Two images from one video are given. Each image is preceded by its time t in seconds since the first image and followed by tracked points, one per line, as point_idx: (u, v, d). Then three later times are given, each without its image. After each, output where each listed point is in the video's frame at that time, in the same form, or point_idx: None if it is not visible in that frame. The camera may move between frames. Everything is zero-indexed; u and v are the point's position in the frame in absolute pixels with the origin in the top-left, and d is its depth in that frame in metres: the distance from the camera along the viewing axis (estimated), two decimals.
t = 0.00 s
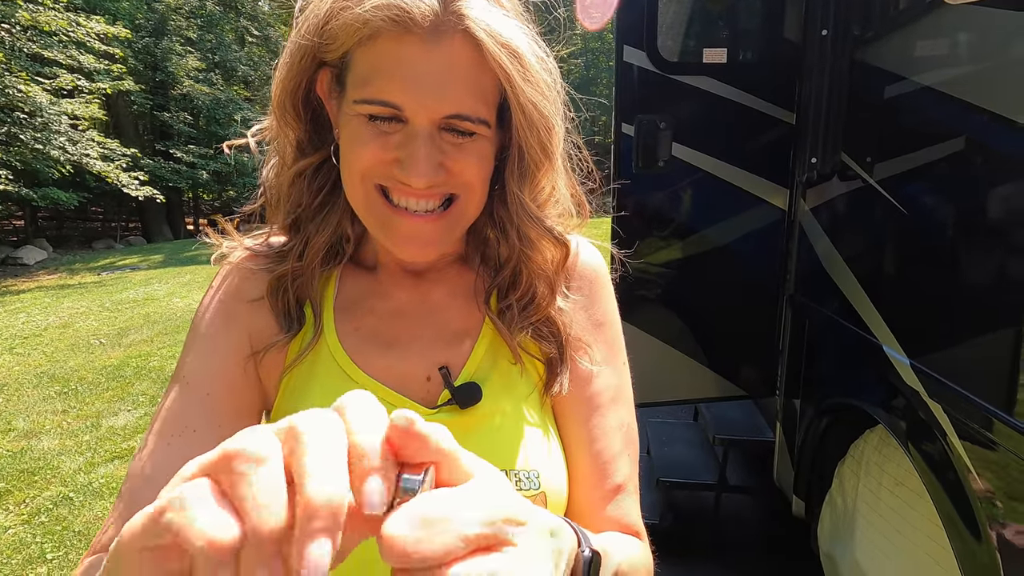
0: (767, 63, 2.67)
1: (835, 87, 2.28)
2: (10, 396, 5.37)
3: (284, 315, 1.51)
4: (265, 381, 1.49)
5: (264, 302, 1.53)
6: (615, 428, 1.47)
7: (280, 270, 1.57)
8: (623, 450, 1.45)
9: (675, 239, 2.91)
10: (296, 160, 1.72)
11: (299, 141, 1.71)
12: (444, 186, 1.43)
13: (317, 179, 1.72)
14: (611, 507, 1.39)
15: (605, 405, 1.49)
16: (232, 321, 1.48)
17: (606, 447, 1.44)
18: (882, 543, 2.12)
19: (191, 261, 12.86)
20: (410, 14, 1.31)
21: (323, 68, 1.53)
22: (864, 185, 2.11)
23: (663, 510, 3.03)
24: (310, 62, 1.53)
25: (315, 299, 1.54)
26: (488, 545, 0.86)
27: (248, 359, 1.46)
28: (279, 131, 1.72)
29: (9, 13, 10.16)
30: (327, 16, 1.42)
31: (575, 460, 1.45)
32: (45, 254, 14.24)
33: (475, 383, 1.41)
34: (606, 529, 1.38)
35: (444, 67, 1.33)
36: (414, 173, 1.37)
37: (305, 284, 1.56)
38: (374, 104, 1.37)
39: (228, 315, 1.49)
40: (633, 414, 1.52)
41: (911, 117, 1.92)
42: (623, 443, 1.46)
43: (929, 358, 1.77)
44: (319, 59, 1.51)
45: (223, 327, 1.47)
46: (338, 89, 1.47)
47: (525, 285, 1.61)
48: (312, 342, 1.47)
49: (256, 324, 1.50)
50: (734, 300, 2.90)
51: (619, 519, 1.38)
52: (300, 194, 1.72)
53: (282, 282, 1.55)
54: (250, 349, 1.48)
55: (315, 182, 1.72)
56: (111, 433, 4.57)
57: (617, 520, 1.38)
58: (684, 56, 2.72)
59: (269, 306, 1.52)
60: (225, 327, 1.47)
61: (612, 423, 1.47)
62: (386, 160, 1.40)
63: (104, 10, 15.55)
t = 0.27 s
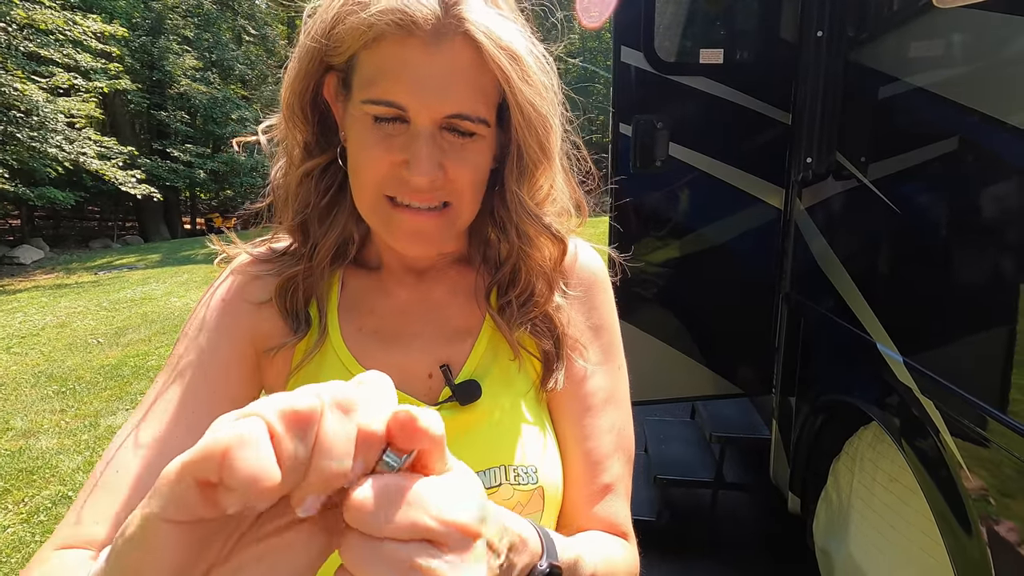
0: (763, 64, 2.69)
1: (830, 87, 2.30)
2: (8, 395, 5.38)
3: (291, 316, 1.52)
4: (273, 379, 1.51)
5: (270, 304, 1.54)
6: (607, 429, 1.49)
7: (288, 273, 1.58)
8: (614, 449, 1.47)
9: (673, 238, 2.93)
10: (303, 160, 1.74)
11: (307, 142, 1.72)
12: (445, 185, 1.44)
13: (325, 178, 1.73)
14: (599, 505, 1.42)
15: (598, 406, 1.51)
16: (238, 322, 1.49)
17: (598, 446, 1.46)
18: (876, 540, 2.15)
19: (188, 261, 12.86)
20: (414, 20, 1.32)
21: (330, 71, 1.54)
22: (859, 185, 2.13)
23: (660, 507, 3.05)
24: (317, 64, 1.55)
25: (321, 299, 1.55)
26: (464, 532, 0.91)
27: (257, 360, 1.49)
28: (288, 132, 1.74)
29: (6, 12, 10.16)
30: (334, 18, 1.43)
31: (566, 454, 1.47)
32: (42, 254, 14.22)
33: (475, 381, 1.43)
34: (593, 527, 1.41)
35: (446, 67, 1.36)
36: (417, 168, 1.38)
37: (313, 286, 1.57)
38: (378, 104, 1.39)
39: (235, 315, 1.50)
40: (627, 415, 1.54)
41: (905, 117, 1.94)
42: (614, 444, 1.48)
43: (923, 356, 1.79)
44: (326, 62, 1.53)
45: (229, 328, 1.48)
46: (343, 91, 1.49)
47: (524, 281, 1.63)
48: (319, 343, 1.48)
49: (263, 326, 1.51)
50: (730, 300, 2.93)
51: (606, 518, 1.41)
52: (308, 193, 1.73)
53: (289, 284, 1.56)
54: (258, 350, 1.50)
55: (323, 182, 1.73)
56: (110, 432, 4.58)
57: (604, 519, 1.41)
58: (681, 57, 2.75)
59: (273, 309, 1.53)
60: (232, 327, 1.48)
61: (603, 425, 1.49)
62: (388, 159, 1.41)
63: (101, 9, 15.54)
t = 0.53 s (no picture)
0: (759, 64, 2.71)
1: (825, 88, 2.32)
2: (5, 395, 5.38)
3: (286, 317, 1.50)
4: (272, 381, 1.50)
5: (267, 309, 1.52)
6: (601, 439, 1.47)
7: (281, 276, 1.56)
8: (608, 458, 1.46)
9: (670, 237, 2.95)
10: (297, 164, 1.76)
11: (303, 145, 1.75)
12: (437, 133, 1.41)
13: (316, 180, 1.74)
14: (591, 514, 1.40)
15: (593, 416, 1.48)
16: (235, 330, 1.48)
17: (591, 455, 1.44)
18: (871, 535, 2.17)
19: (186, 261, 12.85)
20: None
21: (323, 70, 1.63)
22: (853, 185, 2.15)
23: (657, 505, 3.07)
24: (315, 64, 1.62)
25: (318, 302, 1.54)
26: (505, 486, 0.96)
27: (255, 365, 1.47)
28: (288, 138, 1.77)
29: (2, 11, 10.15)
30: (317, 9, 1.53)
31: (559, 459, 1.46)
32: (38, 254, 14.20)
33: (473, 387, 1.42)
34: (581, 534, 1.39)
35: (425, 15, 1.41)
36: (406, 101, 1.37)
37: (310, 289, 1.56)
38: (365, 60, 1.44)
39: (231, 323, 1.48)
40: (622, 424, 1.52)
41: (899, 117, 1.95)
42: (607, 455, 1.46)
43: (917, 354, 1.81)
44: (318, 61, 1.61)
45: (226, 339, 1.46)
46: (336, 71, 1.54)
47: (519, 257, 1.67)
48: (318, 346, 1.47)
49: (260, 330, 1.49)
50: (726, 299, 2.94)
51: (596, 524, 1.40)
52: (298, 195, 1.74)
53: (283, 286, 1.54)
54: (256, 354, 1.48)
55: (313, 184, 1.74)
56: (107, 432, 4.58)
57: (594, 527, 1.39)
58: (677, 57, 2.76)
59: (270, 315, 1.51)
60: (229, 337, 1.46)
61: (597, 435, 1.47)
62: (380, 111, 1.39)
63: (98, 8, 15.52)
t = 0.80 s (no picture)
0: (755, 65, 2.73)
1: (820, 89, 2.35)
2: (3, 396, 5.38)
3: (285, 322, 1.52)
4: (272, 386, 1.50)
5: (265, 316, 1.53)
6: (600, 437, 1.49)
7: (276, 279, 1.58)
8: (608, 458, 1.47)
9: (667, 238, 2.97)
10: (288, 167, 1.76)
11: (292, 149, 1.75)
12: (425, 137, 1.42)
13: (309, 180, 1.74)
14: (593, 512, 1.41)
15: (592, 416, 1.50)
16: (233, 342, 1.48)
17: (591, 454, 1.46)
18: (863, 531, 2.18)
19: (184, 262, 12.85)
20: None
21: (312, 74, 1.61)
22: (847, 186, 2.17)
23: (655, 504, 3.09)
24: (306, 73, 1.62)
25: (315, 305, 1.55)
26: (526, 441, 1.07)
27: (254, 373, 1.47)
28: (276, 142, 1.78)
29: None
30: (307, 10, 1.52)
31: (559, 458, 1.48)
32: (36, 255, 14.19)
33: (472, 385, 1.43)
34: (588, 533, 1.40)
35: (410, 20, 1.42)
36: (394, 107, 1.38)
37: (308, 292, 1.58)
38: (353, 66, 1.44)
39: (230, 335, 1.48)
40: (618, 425, 1.54)
41: (892, 119, 1.97)
42: (607, 453, 1.47)
43: (910, 354, 1.83)
44: (306, 65, 1.60)
45: (226, 347, 1.47)
46: (326, 80, 1.55)
47: (512, 252, 1.70)
48: (315, 348, 1.47)
49: (259, 338, 1.50)
50: (722, 299, 2.96)
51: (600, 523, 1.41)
52: (291, 198, 1.74)
53: (278, 291, 1.55)
54: (254, 361, 1.48)
55: (305, 186, 1.74)
56: (106, 432, 4.59)
57: (598, 524, 1.40)
58: (674, 59, 2.79)
59: (269, 320, 1.52)
60: (229, 345, 1.47)
61: (597, 434, 1.48)
62: (369, 117, 1.41)
63: (96, 9, 15.53)
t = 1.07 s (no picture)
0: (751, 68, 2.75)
1: (815, 92, 2.38)
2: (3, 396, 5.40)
3: (290, 321, 1.53)
4: (277, 383, 1.51)
5: (270, 313, 1.54)
6: (615, 429, 1.48)
7: (282, 280, 1.58)
8: (619, 450, 1.46)
9: (665, 238, 3.01)
10: (293, 170, 1.77)
11: (297, 153, 1.75)
12: (429, 154, 1.45)
13: (315, 185, 1.75)
14: (616, 504, 1.40)
15: (605, 410, 1.49)
16: (239, 339, 1.50)
17: (607, 448, 1.45)
18: (859, 529, 2.20)
19: (183, 262, 12.86)
20: None
21: (315, 83, 1.62)
22: (842, 187, 2.20)
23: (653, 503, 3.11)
24: (309, 80, 1.62)
25: (320, 303, 1.56)
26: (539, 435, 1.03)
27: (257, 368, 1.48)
28: (280, 146, 1.78)
29: None
30: (311, 21, 1.51)
31: (575, 456, 1.48)
32: (34, 255, 14.20)
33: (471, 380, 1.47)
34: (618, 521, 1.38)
35: (415, 36, 1.42)
36: (400, 128, 1.41)
37: (313, 290, 1.58)
38: (357, 80, 1.44)
39: (235, 331, 1.50)
40: (632, 419, 1.51)
41: (886, 121, 1.99)
42: (623, 444, 1.46)
43: (904, 353, 1.85)
44: (309, 71, 1.61)
45: (231, 348, 1.49)
46: (331, 93, 1.55)
47: (502, 258, 1.69)
48: (320, 345, 1.50)
49: (264, 335, 1.51)
50: (720, 299, 2.98)
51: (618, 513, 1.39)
52: (297, 202, 1.75)
53: (284, 291, 1.57)
54: (259, 359, 1.49)
55: (311, 190, 1.74)
56: (106, 432, 4.61)
57: (624, 515, 1.38)
58: (671, 62, 2.82)
59: (274, 318, 1.53)
60: (233, 344, 1.49)
61: (610, 427, 1.47)
62: (375, 136, 1.44)
63: (94, 9, 15.55)
